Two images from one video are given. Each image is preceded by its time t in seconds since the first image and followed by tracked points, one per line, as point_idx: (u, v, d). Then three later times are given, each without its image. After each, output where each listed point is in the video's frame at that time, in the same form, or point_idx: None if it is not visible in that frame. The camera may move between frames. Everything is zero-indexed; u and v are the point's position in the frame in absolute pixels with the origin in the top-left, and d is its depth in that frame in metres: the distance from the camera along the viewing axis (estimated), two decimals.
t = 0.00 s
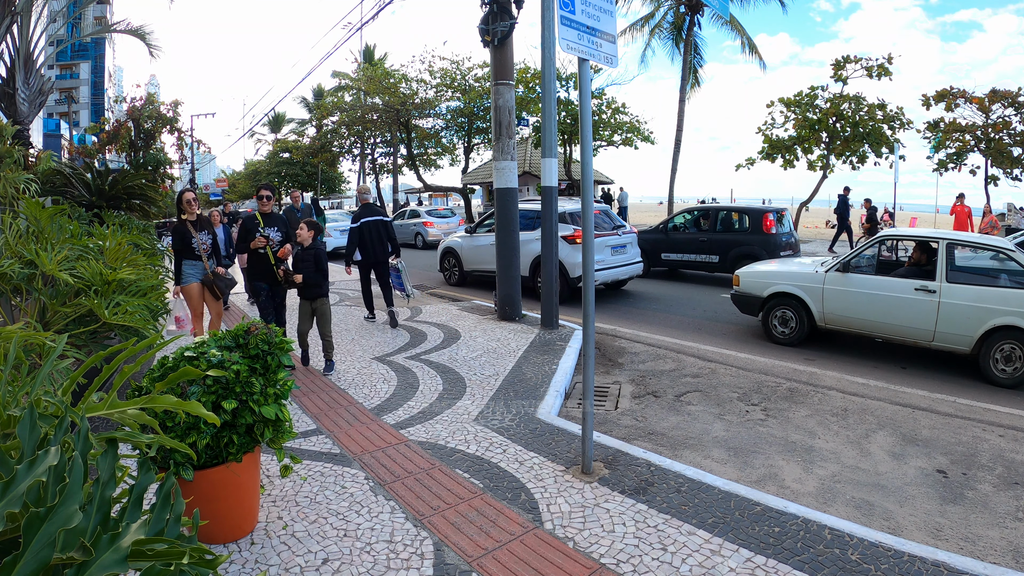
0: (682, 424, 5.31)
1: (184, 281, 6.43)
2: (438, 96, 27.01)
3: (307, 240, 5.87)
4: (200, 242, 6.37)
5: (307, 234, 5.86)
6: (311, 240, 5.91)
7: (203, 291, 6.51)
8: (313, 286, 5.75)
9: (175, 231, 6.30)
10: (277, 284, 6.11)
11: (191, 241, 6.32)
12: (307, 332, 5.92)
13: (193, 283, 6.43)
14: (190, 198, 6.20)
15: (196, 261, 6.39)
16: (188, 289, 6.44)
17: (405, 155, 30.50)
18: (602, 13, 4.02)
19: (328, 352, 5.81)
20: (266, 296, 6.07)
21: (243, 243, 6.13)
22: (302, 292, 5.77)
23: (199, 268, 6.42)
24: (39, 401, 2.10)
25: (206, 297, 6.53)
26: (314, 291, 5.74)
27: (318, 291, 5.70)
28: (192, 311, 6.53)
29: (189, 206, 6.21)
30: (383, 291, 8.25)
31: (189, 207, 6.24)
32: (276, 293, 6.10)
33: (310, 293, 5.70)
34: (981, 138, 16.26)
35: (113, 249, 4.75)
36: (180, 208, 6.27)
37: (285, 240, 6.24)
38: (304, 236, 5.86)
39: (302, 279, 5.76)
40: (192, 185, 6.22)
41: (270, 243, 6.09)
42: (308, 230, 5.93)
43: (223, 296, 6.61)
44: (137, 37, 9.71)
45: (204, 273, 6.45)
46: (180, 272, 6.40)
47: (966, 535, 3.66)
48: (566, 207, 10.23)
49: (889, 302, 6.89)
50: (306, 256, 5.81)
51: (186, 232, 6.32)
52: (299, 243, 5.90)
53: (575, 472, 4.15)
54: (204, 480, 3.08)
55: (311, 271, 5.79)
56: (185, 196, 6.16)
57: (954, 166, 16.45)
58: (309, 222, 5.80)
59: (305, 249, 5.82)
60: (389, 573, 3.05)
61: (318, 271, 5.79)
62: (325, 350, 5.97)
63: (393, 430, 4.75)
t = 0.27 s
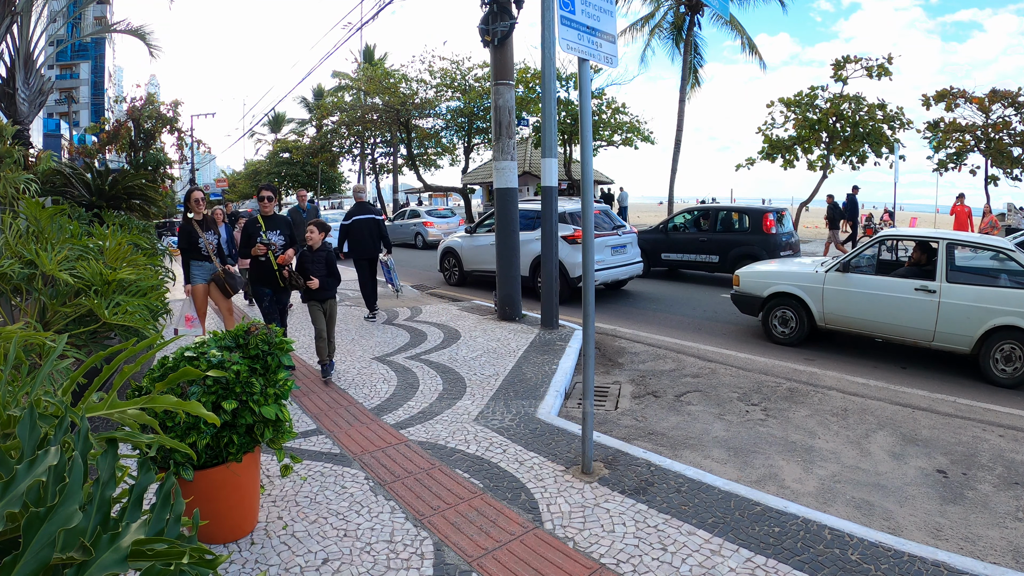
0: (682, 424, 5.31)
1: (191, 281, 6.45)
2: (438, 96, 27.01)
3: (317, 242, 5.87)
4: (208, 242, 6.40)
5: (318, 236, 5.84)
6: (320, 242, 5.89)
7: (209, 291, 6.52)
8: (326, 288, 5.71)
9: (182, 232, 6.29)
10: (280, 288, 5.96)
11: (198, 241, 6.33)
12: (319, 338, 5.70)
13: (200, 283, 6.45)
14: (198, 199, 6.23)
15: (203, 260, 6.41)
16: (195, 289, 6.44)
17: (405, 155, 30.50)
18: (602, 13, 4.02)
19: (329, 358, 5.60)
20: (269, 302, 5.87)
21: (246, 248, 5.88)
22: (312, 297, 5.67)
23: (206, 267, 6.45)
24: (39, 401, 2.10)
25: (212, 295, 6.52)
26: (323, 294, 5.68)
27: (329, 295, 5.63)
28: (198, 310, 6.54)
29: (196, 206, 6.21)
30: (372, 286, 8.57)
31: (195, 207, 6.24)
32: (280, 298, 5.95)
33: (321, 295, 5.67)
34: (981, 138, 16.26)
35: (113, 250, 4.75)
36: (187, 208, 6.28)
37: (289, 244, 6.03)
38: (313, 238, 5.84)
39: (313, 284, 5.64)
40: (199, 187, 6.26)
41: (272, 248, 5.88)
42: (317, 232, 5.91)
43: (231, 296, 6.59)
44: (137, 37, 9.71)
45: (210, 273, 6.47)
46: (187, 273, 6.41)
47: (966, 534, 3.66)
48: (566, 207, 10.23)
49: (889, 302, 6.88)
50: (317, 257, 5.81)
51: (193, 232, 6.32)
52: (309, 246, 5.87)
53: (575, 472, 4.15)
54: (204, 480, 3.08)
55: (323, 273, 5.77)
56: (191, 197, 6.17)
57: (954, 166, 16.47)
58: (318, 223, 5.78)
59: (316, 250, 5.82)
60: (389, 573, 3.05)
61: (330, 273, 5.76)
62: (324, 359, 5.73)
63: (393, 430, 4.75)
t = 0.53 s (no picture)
0: (682, 424, 5.31)
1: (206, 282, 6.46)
2: (438, 96, 27.01)
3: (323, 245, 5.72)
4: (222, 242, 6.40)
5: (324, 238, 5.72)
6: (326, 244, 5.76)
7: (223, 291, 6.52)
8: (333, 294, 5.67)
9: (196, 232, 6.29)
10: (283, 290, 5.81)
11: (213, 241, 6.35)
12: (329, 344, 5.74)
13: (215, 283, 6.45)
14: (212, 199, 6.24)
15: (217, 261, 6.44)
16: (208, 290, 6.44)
17: (405, 155, 30.50)
18: (602, 13, 4.02)
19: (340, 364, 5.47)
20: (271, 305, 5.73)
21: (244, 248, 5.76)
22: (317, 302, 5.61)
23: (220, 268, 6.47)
24: (39, 401, 2.10)
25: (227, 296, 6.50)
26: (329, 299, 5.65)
27: (334, 300, 5.58)
28: (210, 310, 6.49)
29: (210, 206, 6.21)
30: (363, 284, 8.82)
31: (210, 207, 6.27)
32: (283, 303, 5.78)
33: (326, 301, 5.62)
34: (981, 138, 16.26)
35: (113, 250, 4.75)
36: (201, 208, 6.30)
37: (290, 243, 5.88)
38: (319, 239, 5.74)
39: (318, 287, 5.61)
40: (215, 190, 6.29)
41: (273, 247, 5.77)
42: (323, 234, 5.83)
43: (245, 296, 6.59)
44: (137, 37, 9.71)
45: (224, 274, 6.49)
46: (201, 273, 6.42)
47: (966, 535, 3.66)
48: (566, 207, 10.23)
49: (890, 302, 6.88)
50: (324, 260, 5.69)
51: (207, 232, 6.33)
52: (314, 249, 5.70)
53: (575, 472, 4.15)
54: (205, 479, 3.08)
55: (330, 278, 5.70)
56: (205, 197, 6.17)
57: (954, 166, 16.47)
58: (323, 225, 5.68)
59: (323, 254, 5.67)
60: (389, 573, 3.05)
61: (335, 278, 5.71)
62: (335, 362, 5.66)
63: (393, 430, 4.75)
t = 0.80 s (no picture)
0: (682, 424, 5.31)
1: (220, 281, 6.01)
2: (438, 96, 27.01)
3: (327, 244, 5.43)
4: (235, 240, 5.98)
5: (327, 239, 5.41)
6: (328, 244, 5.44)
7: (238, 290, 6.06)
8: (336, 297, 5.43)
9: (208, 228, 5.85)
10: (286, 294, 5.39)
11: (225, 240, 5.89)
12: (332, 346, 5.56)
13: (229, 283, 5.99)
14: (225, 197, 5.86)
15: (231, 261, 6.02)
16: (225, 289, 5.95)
17: (405, 155, 30.51)
18: (602, 13, 4.02)
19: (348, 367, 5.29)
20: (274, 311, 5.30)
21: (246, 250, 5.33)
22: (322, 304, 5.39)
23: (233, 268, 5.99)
24: (39, 401, 2.10)
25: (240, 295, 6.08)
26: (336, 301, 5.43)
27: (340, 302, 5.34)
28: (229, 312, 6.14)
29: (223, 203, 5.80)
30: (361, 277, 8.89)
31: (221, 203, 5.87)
32: (286, 306, 5.31)
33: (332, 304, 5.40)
34: (981, 138, 16.27)
35: (113, 250, 4.75)
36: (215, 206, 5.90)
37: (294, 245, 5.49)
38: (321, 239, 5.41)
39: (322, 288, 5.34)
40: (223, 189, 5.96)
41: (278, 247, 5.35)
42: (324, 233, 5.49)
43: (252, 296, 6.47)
44: (137, 37, 9.71)
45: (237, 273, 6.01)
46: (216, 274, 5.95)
47: (966, 535, 3.66)
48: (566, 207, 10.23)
49: (889, 302, 6.88)
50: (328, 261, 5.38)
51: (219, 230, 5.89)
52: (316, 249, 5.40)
53: (575, 472, 4.15)
54: (203, 480, 3.08)
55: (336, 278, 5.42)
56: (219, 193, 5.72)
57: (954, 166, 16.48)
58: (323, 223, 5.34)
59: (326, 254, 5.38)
60: (389, 573, 3.05)
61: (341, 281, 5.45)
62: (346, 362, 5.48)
63: (393, 430, 4.75)
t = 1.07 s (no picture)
0: (682, 424, 5.31)
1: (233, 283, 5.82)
2: (438, 96, 27.00)
3: (334, 246, 5.34)
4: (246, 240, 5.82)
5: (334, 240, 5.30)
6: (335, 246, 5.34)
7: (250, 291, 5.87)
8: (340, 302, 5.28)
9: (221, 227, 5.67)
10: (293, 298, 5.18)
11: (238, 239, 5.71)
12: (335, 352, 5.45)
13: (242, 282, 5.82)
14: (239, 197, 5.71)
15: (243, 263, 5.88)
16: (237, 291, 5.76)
17: (405, 155, 30.51)
18: (602, 13, 4.02)
19: (359, 372, 5.13)
20: (281, 316, 5.07)
21: (253, 250, 5.09)
22: (327, 307, 5.24)
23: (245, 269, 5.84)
24: (39, 401, 2.10)
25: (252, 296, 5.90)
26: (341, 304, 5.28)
27: (346, 305, 5.22)
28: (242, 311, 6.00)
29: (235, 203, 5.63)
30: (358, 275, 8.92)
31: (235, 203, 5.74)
32: (292, 312, 5.12)
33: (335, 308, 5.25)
34: (982, 138, 16.26)
35: (113, 250, 4.75)
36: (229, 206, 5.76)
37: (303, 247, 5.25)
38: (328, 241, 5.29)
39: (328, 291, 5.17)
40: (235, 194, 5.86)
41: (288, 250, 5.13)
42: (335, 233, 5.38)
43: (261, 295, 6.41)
44: (137, 37, 9.71)
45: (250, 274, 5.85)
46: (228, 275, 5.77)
47: (966, 535, 3.66)
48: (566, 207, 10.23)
49: (889, 302, 6.89)
50: (335, 261, 5.31)
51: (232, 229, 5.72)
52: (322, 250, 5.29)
53: (575, 472, 4.15)
54: (201, 480, 3.08)
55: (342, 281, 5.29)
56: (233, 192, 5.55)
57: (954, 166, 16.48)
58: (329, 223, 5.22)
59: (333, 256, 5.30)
60: (389, 573, 3.05)
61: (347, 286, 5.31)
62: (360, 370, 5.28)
63: (393, 430, 4.75)
